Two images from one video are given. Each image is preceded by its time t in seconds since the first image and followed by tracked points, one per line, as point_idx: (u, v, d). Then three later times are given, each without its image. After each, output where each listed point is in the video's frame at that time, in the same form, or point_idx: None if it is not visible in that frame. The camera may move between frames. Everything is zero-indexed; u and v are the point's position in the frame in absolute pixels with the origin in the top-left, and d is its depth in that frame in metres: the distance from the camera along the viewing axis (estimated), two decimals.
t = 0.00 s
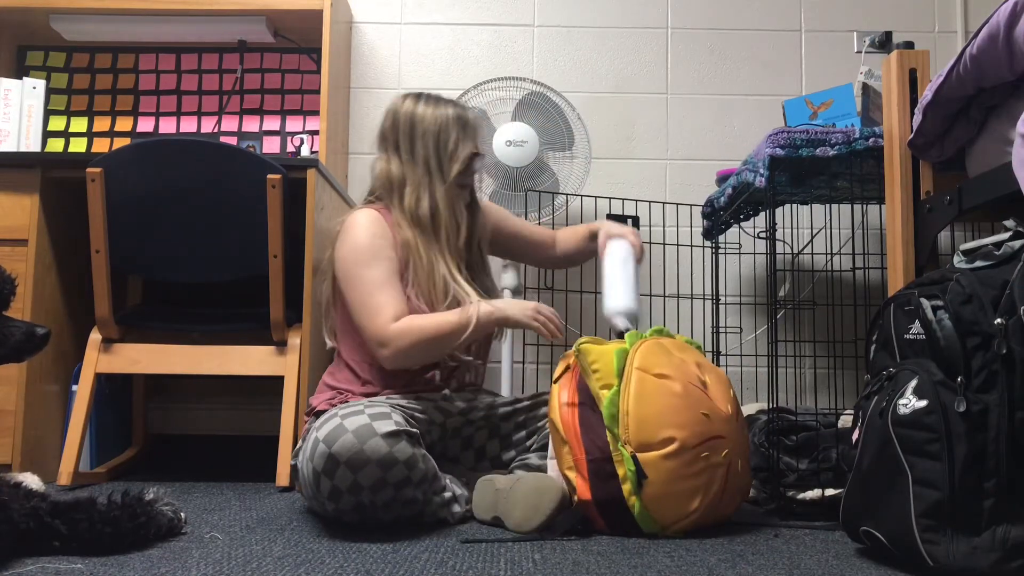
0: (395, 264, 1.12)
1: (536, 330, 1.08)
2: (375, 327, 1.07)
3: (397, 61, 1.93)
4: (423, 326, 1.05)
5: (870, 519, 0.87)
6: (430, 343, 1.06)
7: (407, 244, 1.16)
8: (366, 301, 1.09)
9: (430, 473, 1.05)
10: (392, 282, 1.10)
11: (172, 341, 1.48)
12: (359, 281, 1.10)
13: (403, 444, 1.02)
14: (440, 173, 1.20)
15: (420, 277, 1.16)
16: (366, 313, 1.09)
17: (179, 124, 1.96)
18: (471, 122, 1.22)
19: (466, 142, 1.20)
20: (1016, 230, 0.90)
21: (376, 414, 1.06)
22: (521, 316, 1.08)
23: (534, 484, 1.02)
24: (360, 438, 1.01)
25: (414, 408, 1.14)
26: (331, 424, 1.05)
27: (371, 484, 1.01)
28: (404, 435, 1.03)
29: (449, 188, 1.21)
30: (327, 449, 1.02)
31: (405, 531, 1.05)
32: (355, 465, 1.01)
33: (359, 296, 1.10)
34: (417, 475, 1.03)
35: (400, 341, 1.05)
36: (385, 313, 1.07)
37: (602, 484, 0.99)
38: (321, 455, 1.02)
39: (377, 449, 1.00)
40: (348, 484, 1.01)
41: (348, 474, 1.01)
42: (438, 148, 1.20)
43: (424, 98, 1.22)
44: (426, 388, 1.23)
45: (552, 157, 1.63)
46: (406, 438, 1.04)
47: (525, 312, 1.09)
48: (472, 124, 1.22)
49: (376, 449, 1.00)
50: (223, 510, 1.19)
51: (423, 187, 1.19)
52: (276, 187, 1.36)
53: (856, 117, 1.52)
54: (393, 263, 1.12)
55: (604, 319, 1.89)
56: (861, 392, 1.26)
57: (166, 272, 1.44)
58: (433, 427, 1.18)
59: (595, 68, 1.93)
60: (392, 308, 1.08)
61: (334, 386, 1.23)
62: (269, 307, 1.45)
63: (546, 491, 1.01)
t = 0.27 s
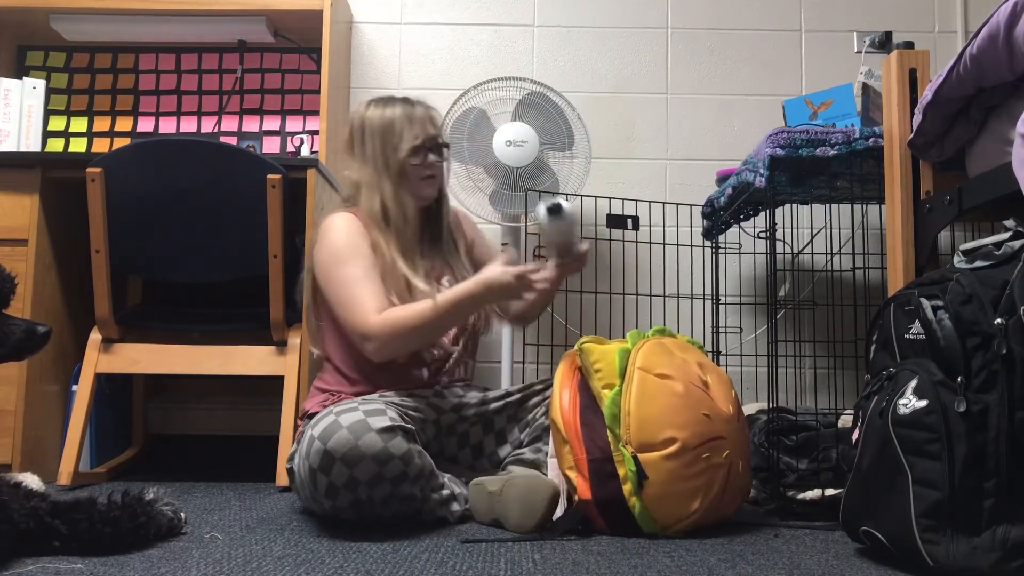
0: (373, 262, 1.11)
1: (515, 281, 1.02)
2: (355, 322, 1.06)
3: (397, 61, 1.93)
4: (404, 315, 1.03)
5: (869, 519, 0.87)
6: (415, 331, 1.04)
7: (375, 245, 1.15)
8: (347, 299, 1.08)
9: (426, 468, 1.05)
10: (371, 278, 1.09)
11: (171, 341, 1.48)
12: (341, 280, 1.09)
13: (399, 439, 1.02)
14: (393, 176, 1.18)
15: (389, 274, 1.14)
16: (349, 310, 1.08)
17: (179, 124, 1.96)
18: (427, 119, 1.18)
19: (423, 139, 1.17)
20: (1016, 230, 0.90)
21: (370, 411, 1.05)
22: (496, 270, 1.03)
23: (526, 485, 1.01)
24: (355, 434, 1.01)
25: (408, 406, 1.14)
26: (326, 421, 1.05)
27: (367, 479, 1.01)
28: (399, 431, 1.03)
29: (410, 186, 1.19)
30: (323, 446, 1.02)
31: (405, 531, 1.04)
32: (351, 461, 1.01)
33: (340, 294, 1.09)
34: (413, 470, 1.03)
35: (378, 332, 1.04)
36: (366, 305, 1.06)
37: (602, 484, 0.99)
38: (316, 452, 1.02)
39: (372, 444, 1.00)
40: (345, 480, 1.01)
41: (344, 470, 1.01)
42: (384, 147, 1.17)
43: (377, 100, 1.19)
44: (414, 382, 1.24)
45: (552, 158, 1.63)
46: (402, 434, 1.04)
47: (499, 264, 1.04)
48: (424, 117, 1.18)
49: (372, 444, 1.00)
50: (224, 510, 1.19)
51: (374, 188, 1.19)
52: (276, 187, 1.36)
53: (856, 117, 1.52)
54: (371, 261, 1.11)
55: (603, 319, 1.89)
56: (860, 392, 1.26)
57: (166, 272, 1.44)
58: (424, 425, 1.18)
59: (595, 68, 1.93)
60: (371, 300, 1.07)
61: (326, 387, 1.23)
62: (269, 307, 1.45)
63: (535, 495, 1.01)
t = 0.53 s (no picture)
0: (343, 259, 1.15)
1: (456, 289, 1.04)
2: (311, 317, 1.08)
3: (397, 61, 1.93)
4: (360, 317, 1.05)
5: (869, 519, 0.87)
6: (374, 333, 1.05)
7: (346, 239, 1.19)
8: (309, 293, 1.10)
9: (424, 468, 1.04)
10: (334, 274, 1.11)
11: (172, 341, 1.48)
12: (307, 275, 1.12)
13: (396, 439, 1.02)
14: (361, 175, 1.26)
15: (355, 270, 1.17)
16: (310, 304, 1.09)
17: (179, 124, 1.96)
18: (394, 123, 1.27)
19: (388, 138, 1.25)
20: (1016, 230, 0.90)
21: (367, 411, 1.06)
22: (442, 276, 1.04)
23: (536, 488, 1.00)
24: (352, 434, 1.01)
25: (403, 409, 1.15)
26: (323, 421, 1.05)
27: (365, 480, 1.01)
28: (396, 430, 1.03)
29: (380, 185, 1.26)
30: (319, 446, 1.02)
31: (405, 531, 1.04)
32: (347, 461, 1.01)
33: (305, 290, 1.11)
34: (410, 471, 1.02)
35: (329, 329, 1.05)
36: (324, 301, 1.08)
37: (603, 485, 0.99)
38: (313, 453, 1.02)
39: (368, 445, 1.00)
40: (341, 480, 1.01)
41: (340, 471, 1.01)
42: (350, 145, 1.26)
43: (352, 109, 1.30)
44: (390, 388, 1.22)
45: (552, 158, 1.63)
46: (399, 434, 1.04)
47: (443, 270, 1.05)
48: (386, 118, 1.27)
49: (368, 444, 1.00)
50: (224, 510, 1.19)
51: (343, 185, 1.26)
52: (276, 187, 1.36)
53: (856, 117, 1.52)
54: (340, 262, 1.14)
55: (604, 319, 1.89)
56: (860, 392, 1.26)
57: (166, 272, 1.44)
58: (421, 425, 1.18)
59: (595, 68, 1.93)
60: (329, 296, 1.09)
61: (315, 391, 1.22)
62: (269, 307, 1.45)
63: (550, 493, 1.00)
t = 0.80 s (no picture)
0: (316, 266, 1.17)
1: (401, 285, 1.00)
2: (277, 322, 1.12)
3: (396, 61, 1.93)
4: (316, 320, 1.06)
5: (869, 519, 0.87)
6: (331, 336, 1.05)
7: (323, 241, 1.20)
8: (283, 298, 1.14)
9: (420, 460, 1.04)
10: (302, 281, 1.15)
11: (172, 341, 1.48)
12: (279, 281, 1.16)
13: (390, 426, 1.02)
14: (345, 179, 1.25)
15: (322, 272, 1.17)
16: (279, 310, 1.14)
17: (179, 124, 1.96)
18: (382, 128, 1.26)
19: (372, 143, 1.24)
20: (1016, 230, 0.90)
21: (360, 400, 1.05)
22: (390, 275, 1.02)
23: (540, 488, 0.98)
24: (346, 421, 1.01)
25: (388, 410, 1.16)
26: (316, 411, 1.04)
27: (360, 467, 1.01)
28: (390, 419, 1.03)
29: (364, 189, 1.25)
30: (314, 435, 1.01)
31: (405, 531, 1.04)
32: (343, 449, 1.00)
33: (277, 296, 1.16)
34: (405, 460, 1.02)
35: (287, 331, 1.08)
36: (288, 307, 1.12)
37: (602, 485, 0.99)
38: (308, 442, 1.02)
39: (363, 432, 1.00)
40: (337, 469, 1.01)
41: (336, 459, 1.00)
42: (336, 149, 1.26)
43: (344, 113, 1.30)
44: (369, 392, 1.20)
45: (552, 158, 1.63)
46: (393, 423, 1.04)
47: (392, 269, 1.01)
48: (374, 120, 1.26)
49: (362, 432, 1.00)
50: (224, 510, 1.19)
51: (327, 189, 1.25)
52: (276, 187, 1.36)
53: (855, 117, 1.52)
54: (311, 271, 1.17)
55: (604, 319, 1.89)
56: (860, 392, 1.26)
57: (166, 272, 1.44)
58: (413, 422, 1.20)
59: (595, 68, 1.93)
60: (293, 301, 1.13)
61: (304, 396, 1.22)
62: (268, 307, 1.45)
63: (553, 492, 0.98)
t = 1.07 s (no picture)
0: (302, 260, 1.19)
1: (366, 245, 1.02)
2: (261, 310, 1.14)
3: (396, 61, 1.93)
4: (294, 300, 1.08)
5: (870, 519, 0.87)
6: (306, 318, 1.07)
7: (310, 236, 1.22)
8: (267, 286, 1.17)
9: (411, 438, 1.04)
10: (288, 272, 1.17)
11: (172, 341, 1.48)
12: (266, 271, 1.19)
13: (375, 400, 1.03)
14: (340, 183, 1.25)
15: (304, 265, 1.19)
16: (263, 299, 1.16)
17: (179, 124, 1.96)
18: (381, 136, 1.25)
19: (370, 149, 1.24)
20: (1016, 230, 0.90)
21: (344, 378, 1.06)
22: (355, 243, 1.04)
23: (550, 488, 0.98)
24: (334, 393, 1.01)
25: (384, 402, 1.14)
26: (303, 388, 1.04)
27: (350, 438, 1.00)
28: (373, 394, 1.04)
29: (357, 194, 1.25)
30: (303, 408, 1.00)
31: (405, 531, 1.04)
32: (332, 420, 0.99)
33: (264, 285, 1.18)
34: (395, 434, 1.02)
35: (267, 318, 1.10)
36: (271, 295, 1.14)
37: (602, 485, 0.99)
38: (297, 417, 1.00)
39: (352, 401, 1.00)
40: (326, 439, 1.00)
41: (326, 428, 0.99)
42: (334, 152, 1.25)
43: (347, 114, 1.29)
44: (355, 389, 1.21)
45: (552, 158, 1.63)
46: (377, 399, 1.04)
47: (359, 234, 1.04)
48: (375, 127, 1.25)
49: (351, 401, 1.00)
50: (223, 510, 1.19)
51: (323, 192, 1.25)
52: (276, 187, 1.36)
53: (855, 117, 1.52)
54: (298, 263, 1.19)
55: (604, 319, 1.89)
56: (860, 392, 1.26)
57: (166, 272, 1.44)
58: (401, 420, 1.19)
59: (595, 68, 1.93)
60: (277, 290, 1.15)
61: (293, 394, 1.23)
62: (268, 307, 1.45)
63: (562, 493, 0.98)
